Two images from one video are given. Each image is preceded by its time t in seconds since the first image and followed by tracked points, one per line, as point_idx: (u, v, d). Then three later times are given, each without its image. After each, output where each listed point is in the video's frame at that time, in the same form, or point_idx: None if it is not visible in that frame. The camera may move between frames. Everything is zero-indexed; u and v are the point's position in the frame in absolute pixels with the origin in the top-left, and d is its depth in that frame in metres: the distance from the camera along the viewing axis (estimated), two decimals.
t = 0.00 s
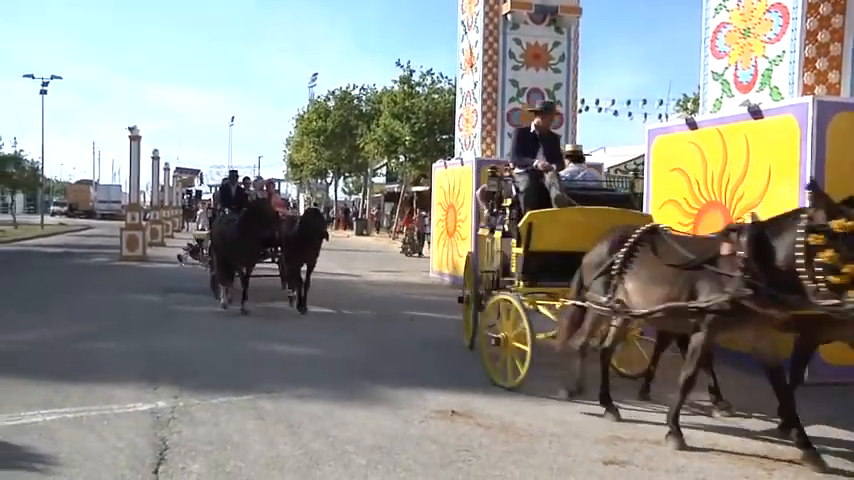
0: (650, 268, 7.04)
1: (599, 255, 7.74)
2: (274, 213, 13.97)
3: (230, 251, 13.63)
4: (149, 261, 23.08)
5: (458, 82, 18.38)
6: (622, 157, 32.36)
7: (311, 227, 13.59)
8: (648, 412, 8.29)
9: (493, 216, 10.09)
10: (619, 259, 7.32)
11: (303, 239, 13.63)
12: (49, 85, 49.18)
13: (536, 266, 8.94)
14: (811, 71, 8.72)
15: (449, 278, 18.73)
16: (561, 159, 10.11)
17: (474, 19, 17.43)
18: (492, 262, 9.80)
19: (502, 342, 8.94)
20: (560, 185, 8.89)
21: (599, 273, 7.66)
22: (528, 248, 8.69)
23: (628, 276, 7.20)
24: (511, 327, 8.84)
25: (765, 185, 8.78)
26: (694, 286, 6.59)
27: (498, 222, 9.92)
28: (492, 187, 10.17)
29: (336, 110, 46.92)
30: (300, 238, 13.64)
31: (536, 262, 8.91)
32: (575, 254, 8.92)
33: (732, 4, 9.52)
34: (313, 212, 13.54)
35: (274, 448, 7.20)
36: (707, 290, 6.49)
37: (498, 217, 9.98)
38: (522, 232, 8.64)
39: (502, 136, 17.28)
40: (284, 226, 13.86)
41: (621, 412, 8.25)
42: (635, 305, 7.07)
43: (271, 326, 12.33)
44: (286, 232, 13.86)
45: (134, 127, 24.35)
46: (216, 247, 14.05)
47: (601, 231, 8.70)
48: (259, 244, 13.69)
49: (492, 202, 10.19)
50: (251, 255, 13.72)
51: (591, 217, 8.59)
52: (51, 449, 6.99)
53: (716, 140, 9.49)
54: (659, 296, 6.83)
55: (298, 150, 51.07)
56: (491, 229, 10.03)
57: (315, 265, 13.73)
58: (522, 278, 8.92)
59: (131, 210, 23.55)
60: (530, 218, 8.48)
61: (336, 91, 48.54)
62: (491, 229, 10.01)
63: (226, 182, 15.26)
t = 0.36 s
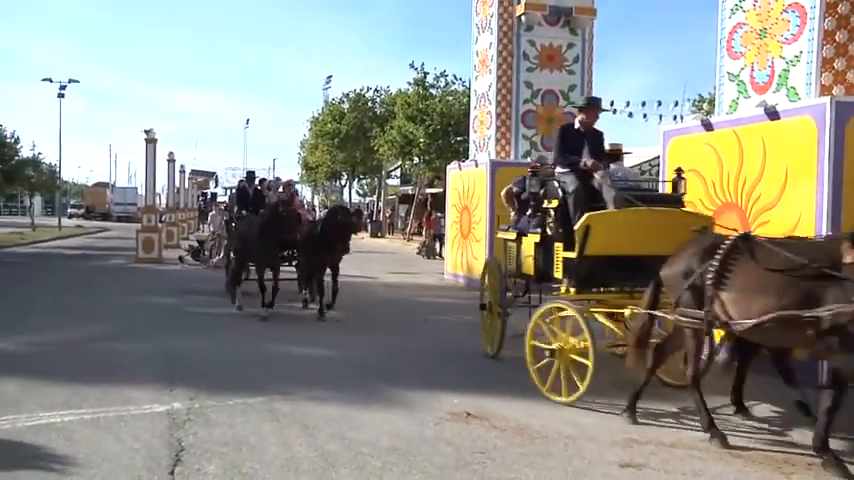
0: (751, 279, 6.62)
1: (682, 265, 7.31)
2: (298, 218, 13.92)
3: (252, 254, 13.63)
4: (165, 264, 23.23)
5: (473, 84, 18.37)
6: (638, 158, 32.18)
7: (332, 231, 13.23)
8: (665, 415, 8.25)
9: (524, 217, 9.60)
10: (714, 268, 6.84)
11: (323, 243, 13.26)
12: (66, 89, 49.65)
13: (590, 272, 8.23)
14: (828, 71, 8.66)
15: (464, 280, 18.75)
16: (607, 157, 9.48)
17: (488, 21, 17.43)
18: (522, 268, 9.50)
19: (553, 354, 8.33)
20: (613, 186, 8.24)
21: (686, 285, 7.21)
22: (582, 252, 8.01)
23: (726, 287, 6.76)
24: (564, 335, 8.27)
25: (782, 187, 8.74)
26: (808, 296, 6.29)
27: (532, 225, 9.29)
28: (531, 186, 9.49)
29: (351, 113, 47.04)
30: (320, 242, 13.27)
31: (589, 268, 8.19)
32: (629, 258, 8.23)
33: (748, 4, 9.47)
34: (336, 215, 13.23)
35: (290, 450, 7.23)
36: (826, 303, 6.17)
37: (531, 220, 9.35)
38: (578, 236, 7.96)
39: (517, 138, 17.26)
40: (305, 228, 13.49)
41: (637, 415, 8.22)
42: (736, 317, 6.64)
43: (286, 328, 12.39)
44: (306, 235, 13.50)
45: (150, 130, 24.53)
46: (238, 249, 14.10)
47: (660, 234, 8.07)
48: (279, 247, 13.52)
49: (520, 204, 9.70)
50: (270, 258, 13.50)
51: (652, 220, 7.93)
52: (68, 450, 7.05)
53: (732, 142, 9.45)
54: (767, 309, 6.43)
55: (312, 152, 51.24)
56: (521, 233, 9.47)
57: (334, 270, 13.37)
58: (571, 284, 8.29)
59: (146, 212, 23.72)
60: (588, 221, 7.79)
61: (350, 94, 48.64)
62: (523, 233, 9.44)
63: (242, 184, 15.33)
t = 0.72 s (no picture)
0: None
1: (768, 266, 6.73)
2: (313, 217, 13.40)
3: (264, 259, 13.19)
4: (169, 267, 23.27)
5: (476, 86, 18.36)
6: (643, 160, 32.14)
7: (350, 233, 12.86)
8: (670, 417, 8.22)
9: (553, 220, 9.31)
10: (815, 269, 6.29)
11: (340, 246, 12.84)
12: (70, 93, 49.83)
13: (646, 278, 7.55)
14: (832, 71, 8.65)
15: (467, 282, 18.75)
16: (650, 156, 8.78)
17: (491, 22, 17.43)
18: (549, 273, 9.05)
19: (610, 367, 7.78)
20: (667, 186, 7.66)
21: (773, 288, 6.63)
22: (638, 257, 7.34)
23: (833, 289, 6.20)
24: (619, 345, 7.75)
25: (787, 188, 8.72)
26: None
27: (568, 228, 8.70)
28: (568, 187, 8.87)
29: (354, 115, 47.08)
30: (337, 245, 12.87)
31: (643, 274, 7.52)
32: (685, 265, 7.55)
33: (752, 5, 9.46)
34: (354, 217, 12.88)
35: (295, 453, 7.23)
36: None
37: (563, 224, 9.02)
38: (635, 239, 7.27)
39: (521, 139, 17.23)
40: (322, 230, 13.10)
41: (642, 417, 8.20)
42: (840, 322, 6.13)
43: (290, 331, 12.40)
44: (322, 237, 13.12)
45: (154, 133, 24.59)
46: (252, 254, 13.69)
47: (723, 237, 7.38)
48: (295, 250, 13.04)
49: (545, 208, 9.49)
50: (286, 262, 12.99)
51: (715, 222, 7.27)
52: (75, 453, 7.07)
53: (736, 143, 9.42)
54: None
55: (316, 155, 51.28)
56: (549, 236, 9.08)
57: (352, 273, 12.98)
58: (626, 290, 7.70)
59: (151, 216, 23.77)
60: (649, 224, 7.11)
61: (354, 96, 48.68)
62: (551, 236, 9.03)
63: (249, 188, 14.89)
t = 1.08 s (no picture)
0: None
1: None
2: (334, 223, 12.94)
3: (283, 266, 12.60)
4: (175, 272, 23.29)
5: (484, 87, 18.34)
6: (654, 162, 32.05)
7: (370, 239, 12.87)
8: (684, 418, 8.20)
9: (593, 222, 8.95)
10: None
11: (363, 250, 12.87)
12: (80, 99, 50.12)
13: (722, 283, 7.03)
14: (844, 68, 8.60)
15: (478, 283, 18.75)
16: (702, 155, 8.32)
17: (499, 24, 17.44)
18: (588, 278, 8.66)
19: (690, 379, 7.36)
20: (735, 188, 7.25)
21: None
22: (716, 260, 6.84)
23: None
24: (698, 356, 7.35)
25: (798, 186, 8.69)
26: None
27: (616, 230, 8.24)
28: (621, 186, 8.32)
29: (363, 119, 47.16)
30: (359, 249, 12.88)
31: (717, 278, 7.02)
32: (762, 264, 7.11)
33: (761, 4, 9.43)
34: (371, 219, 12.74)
35: (308, 456, 7.25)
36: None
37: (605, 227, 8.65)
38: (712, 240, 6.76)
39: (530, 140, 17.19)
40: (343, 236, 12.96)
41: (655, 418, 8.18)
42: None
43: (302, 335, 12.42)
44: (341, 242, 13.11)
45: (164, 139, 24.70)
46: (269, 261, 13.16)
47: (800, 236, 6.98)
48: (315, 257, 12.46)
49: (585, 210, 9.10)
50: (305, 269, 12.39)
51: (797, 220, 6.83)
52: (89, 459, 7.10)
53: (748, 142, 9.38)
54: None
55: (324, 159, 51.37)
56: (589, 240, 8.68)
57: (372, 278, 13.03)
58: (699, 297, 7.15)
59: (161, 222, 23.87)
60: (730, 224, 6.60)
61: (362, 100, 48.74)
62: (592, 239, 8.65)
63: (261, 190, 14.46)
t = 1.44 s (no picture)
0: None
1: None
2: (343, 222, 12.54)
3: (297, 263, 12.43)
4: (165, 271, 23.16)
5: (484, 83, 18.31)
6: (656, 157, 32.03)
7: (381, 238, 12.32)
8: (687, 411, 8.20)
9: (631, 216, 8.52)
10: None
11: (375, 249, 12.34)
12: (80, 98, 50.13)
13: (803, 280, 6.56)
14: (845, 58, 8.59)
15: (480, 279, 18.75)
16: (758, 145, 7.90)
17: (498, 19, 17.42)
18: (627, 274, 8.21)
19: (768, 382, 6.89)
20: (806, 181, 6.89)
21: None
22: (795, 255, 6.39)
23: None
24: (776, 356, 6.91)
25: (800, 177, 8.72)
26: None
27: (664, 225, 7.77)
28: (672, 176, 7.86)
29: (362, 115, 47.14)
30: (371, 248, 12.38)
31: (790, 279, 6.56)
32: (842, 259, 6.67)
33: None
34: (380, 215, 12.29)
35: (313, 454, 7.26)
36: None
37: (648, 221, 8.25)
38: (794, 231, 6.32)
39: (530, 135, 17.18)
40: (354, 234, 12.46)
41: (660, 412, 8.18)
42: None
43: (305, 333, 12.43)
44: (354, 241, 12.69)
45: (164, 138, 24.69)
46: (281, 260, 13.03)
47: None
48: (329, 253, 12.26)
49: (622, 202, 8.65)
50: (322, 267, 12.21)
51: None
52: (94, 458, 7.12)
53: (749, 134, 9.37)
54: None
55: (325, 155, 51.37)
56: (628, 235, 8.27)
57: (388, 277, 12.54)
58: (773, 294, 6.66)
59: (163, 221, 23.90)
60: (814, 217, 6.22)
61: (361, 96, 48.70)
62: (632, 235, 8.24)
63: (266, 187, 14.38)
